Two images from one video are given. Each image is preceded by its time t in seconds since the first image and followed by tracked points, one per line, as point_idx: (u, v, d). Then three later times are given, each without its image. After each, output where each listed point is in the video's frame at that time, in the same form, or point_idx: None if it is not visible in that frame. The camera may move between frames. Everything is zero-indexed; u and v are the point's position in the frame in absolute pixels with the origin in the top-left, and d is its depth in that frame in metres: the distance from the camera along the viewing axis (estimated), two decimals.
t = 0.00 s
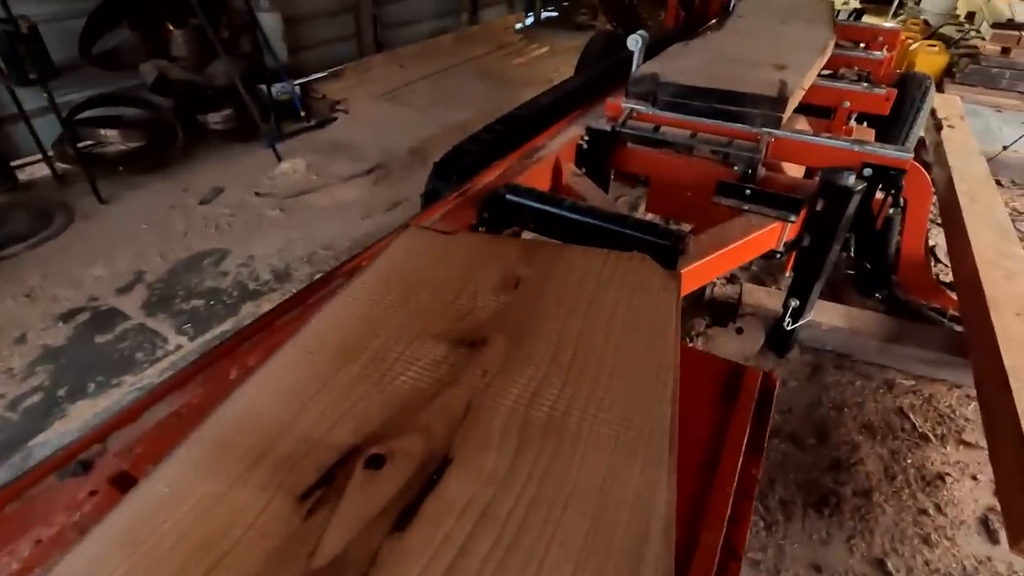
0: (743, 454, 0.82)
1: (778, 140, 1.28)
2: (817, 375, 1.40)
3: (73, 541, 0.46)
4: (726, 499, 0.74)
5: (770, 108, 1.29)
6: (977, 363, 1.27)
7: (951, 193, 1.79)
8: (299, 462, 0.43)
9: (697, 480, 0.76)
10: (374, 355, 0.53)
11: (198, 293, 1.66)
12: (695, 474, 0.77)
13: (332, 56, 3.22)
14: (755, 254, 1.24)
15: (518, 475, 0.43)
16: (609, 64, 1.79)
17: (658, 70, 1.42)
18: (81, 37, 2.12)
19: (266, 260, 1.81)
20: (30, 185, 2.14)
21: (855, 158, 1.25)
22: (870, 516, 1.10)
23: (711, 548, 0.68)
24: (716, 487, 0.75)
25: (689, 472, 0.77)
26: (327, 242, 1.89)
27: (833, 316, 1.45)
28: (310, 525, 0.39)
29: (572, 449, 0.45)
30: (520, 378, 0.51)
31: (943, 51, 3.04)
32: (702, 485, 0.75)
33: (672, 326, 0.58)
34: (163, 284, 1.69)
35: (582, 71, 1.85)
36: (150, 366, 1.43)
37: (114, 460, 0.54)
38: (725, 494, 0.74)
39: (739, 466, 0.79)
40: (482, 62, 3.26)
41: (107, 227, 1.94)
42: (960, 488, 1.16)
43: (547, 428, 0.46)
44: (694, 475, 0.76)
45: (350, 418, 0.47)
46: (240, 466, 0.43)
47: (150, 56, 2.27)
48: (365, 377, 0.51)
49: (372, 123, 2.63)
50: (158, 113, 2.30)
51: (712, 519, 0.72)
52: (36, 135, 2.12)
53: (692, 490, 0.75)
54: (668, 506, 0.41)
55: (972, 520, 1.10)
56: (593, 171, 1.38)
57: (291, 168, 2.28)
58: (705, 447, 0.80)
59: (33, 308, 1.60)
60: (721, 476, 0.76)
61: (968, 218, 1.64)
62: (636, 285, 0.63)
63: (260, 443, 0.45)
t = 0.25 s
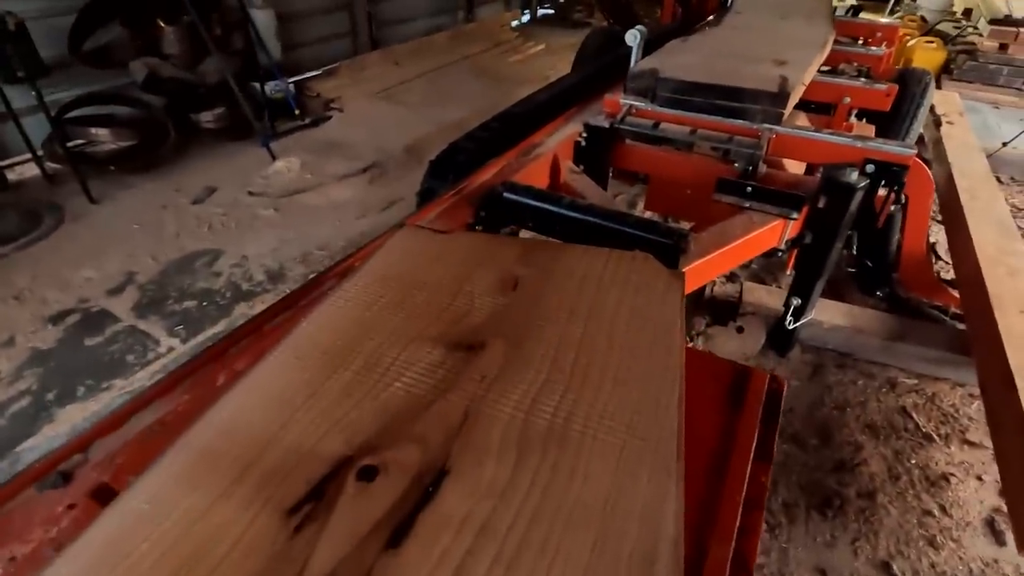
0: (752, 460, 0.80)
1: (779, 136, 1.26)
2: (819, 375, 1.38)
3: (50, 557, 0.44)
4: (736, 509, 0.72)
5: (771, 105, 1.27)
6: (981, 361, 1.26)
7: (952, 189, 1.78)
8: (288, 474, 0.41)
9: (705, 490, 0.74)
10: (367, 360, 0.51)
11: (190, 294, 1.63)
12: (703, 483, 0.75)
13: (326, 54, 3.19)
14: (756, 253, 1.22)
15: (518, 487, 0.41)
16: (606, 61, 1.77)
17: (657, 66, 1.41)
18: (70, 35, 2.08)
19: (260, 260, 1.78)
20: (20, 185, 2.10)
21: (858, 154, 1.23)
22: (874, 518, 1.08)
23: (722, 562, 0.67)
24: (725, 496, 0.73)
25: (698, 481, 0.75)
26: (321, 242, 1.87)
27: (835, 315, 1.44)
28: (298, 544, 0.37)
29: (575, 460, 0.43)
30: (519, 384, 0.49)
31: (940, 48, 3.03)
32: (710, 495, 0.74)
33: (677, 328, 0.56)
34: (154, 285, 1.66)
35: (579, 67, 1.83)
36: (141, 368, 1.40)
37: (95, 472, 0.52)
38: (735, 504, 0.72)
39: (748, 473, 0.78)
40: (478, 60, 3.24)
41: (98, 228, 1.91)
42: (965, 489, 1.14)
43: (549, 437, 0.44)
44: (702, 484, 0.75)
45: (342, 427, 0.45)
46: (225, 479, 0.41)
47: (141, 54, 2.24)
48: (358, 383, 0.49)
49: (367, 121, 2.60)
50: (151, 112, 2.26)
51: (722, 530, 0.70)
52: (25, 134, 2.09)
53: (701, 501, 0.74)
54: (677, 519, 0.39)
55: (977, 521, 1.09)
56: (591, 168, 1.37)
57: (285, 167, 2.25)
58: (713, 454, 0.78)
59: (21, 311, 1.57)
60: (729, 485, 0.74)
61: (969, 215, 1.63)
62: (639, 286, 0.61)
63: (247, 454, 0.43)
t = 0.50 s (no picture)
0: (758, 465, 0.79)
1: (778, 131, 1.24)
2: (818, 372, 1.37)
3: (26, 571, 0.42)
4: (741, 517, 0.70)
5: (770, 99, 1.26)
6: (982, 358, 1.25)
7: (950, 185, 1.77)
8: (274, 485, 0.39)
9: (710, 497, 0.73)
10: (358, 363, 0.49)
11: (181, 294, 1.60)
12: (707, 490, 0.74)
13: (320, 50, 3.16)
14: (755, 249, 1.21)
15: (517, 496, 0.39)
16: (603, 55, 1.75)
17: (654, 60, 1.39)
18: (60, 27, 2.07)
19: (252, 259, 1.76)
20: (7, 184, 2.07)
21: (858, 149, 1.21)
22: (876, 518, 1.07)
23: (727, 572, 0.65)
24: (730, 503, 0.72)
25: (702, 487, 0.74)
26: (315, 240, 1.84)
27: (834, 312, 1.42)
28: (283, 560, 0.35)
29: (576, 468, 0.41)
30: (517, 387, 0.47)
31: (936, 44, 3.01)
32: (715, 502, 0.72)
33: (680, 328, 0.54)
34: (144, 285, 1.63)
35: (576, 62, 1.81)
36: (131, 370, 1.37)
37: (75, 481, 0.49)
38: (740, 511, 0.71)
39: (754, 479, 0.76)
40: (473, 56, 3.21)
41: (87, 226, 1.88)
42: (966, 487, 1.13)
43: (549, 443, 0.42)
44: (706, 490, 0.73)
45: (332, 433, 0.43)
46: (208, 490, 0.39)
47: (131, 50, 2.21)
48: (349, 388, 0.47)
49: (361, 118, 2.57)
50: (142, 109, 2.28)
51: (728, 538, 0.68)
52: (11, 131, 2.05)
53: (705, 507, 0.72)
54: (682, 529, 0.37)
55: (979, 519, 1.08)
56: (588, 164, 1.35)
57: (278, 164, 2.22)
58: (717, 459, 0.77)
59: (8, 311, 1.54)
60: (734, 492, 0.73)
61: (968, 210, 1.62)
62: (640, 285, 0.59)
63: (231, 464, 0.41)
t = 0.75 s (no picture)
0: (762, 473, 0.77)
1: (777, 127, 1.23)
2: (817, 370, 1.36)
3: None
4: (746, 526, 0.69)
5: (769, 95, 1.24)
6: (982, 356, 1.24)
7: (948, 180, 1.76)
8: (257, 500, 0.37)
9: (713, 505, 0.71)
10: (347, 369, 0.47)
11: (172, 294, 1.58)
12: (710, 498, 0.72)
13: (313, 46, 3.13)
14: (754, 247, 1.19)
15: (512, 509, 0.37)
16: (599, 50, 1.72)
17: (651, 55, 1.37)
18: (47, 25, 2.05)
19: (245, 258, 1.73)
20: None
21: (857, 145, 1.20)
22: (876, 518, 1.06)
23: None
24: (734, 512, 0.70)
25: (705, 496, 0.72)
26: (308, 239, 1.82)
27: (834, 310, 1.41)
28: None
29: (574, 479, 0.39)
30: (513, 393, 0.45)
31: (933, 39, 2.98)
32: (719, 511, 0.71)
33: (681, 330, 0.52)
34: (135, 285, 1.61)
35: (572, 57, 1.79)
36: (120, 372, 1.35)
37: (52, 494, 0.48)
38: (744, 521, 0.69)
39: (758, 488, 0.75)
40: (468, 52, 3.18)
41: (76, 226, 1.85)
42: (967, 486, 1.12)
43: (545, 453, 0.41)
44: (709, 496, 0.72)
45: (319, 444, 0.41)
46: (187, 506, 0.37)
47: (118, 45, 2.16)
48: (338, 395, 0.45)
49: (355, 114, 2.55)
50: (131, 107, 2.22)
51: (731, 549, 0.67)
52: None
53: (708, 514, 0.70)
54: (686, 544, 0.36)
55: (980, 519, 1.07)
56: (584, 160, 1.33)
57: (271, 162, 2.20)
58: (720, 464, 0.75)
59: None
60: (738, 501, 0.71)
61: (966, 206, 1.60)
62: (639, 285, 0.57)
63: (213, 477, 0.39)
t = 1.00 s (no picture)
0: (768, 478, 0.76)
1: (777, 121, 1.21)
2: (818, 367, 1.34)
3: None
4: (752, 533, 0.67)
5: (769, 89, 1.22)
6: (984, 352, 1.22)
7: (949, 175, 1.74)
8: (241, 513, 0.35)
9: (718, 511, 0.69)
10: (337, 373, 0.46)
11: (164, 293, 1.55)
12: (715, 504, 0.70)
13: (307, 40, 3.10)
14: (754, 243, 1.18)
15: (510, 521, 0.35)
16: (597, 44, 1.70)
17: (650, 48, 1.35)
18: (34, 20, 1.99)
19: (238, 256, 1.71)
20: None
21: (859, 139, 1.18)
22: (879, 517, 1.04)
23: None
24: (740, 518, 0.68)
25: (710, 502, 0.71)
26: (302, 237, 1.80)
27: (834, 306, 1.39)
28: None
29: (574, 488, 0.37)
30: (509, 397, 0.44)
31: (932, 33, 2.96)
32: (724, 517, 0.69)
33: (683, 330, 0.50)
34: (126, 284, 1.58)
35: (570, 51, 1.76)
36: (111, 372, 1.33)
37: (29, 505, 0.46)
38: (750, 528, 0.67)
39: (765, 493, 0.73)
40: (464, 47, 3.15)
41: (66, 224, 1.82)
42: (970, 484, 1.11)
43: (544, 461, 0.39)
44: (714, 500, 0.70)
45: (307, 452, 0.39)
46: (168, 520, 0.35)
47: (107, 41, 2.16)
48: (327, 401, 0.43)
49: (349, 110, 2.52)
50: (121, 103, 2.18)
51: (738, 557, 0.65)
52: None
53: (714, 519, 0.69)
54: (692, 556, 0.34)
55: (983, 517, 1.06)
56: (582, 156, 1.31)
57: (264, 158, 2.17)
58: (725, 467, 0.74)
59: None
60: (744, 507, 0.70)
61: (968, 201, 1.59)
62: (640, 284, 0.55)
63: (195, 489, 0.37)
